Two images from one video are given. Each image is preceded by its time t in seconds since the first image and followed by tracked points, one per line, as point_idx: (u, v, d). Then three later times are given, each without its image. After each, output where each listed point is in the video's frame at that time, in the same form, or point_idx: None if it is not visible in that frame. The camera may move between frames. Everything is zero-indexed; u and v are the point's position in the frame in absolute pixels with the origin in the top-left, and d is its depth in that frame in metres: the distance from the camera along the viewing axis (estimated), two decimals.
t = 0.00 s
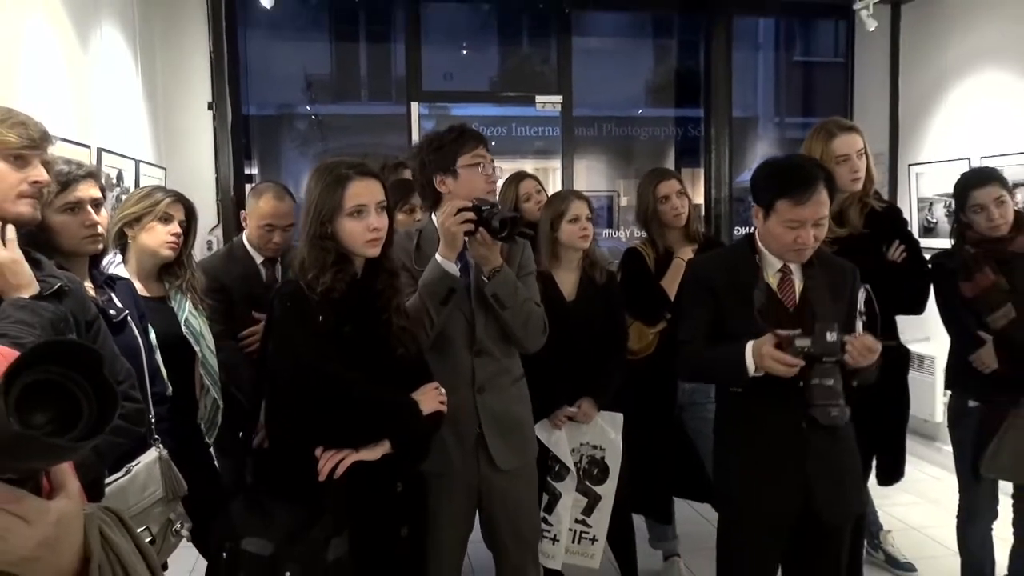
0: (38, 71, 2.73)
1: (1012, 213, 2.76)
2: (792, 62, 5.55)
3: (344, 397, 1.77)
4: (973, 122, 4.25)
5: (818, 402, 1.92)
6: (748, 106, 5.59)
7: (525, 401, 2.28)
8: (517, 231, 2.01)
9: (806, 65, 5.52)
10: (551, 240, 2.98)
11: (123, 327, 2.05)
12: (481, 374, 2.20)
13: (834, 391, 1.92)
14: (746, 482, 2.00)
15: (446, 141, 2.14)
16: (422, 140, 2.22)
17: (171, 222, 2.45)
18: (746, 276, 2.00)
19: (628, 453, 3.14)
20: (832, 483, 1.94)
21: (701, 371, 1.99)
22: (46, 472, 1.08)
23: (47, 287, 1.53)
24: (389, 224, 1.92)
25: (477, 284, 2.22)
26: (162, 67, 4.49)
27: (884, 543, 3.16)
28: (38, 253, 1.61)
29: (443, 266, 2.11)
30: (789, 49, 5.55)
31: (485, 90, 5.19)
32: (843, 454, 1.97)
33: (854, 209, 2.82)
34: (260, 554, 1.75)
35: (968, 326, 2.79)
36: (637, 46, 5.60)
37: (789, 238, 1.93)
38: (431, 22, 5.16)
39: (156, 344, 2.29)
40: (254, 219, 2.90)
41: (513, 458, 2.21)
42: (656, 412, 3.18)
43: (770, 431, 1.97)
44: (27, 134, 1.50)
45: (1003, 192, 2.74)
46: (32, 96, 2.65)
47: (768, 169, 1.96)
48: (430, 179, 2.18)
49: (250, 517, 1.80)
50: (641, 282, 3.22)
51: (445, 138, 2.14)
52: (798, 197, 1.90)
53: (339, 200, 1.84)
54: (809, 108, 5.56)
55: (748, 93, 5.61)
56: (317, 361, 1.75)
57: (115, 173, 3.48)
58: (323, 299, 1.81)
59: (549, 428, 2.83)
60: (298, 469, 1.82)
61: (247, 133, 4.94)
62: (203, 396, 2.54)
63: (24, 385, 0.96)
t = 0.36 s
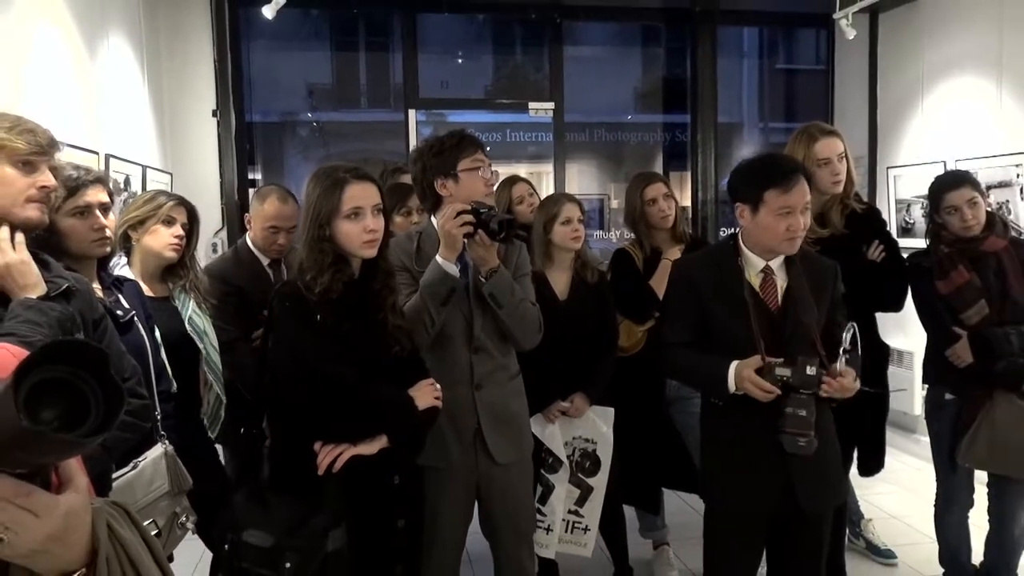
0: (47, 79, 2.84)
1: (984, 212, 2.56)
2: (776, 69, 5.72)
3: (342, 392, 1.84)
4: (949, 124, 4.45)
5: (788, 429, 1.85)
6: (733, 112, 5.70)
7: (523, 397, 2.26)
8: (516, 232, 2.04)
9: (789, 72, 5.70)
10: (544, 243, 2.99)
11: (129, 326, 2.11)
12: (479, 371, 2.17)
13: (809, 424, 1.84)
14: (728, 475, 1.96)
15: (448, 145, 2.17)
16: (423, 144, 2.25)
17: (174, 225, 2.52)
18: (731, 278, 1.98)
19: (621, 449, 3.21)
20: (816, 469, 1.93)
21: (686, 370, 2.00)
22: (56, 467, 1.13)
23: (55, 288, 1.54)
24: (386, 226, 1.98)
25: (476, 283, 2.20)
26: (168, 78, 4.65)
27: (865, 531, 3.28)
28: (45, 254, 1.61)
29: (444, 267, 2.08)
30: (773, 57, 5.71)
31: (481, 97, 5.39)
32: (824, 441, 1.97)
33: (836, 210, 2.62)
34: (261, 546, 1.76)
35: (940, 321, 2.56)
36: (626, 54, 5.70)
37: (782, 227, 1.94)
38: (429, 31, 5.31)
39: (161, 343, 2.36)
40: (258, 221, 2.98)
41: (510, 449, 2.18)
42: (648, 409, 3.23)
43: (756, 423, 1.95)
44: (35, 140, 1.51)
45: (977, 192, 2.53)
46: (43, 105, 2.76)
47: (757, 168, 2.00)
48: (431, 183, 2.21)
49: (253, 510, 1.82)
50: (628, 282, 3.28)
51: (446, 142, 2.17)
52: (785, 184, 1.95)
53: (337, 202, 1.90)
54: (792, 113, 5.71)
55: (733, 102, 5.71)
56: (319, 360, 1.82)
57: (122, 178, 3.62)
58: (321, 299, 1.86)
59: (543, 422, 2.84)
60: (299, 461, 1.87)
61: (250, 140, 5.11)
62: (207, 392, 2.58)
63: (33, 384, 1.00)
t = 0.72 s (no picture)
0: (36, 78, 2.83)
1: (974, 211, 2.57)
2: (769, 68, 5.73)
3: (334, 393, 1.83)
4: (938, 124, 4.48)
5: (775, 432, 1.86)
6: (726, 111, 5.71)
7: (516, 396, 2.27)
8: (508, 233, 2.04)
9: (781, 71, 5.72)
10: (536, 242, 2.99)
11: (120, 326, 2.10)
12: (473, 371, 2.17)
13: (797, 426, 1.85)
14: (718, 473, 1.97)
15: (440, 146, 2.17)
16: (415, 144, 2.24)
17: (164, 225, 2.51)
18: (725, 278, 1.99)
19: (614, 448, 3.22)
20: (807, 467, 1.95)
21: (676, 370, 2.00)
22: (46, 470, 1.12)
23: (44, 288, 1.55)
24: (376, 225, 1.98)
25: (469, 283, 2.20)
26: (160, 78, 4.63)
27: (857, 529, 3.30)
28: (34, 254, 1.62)
29: (437, 268, 2.08)
30: (765, 56, 5.72)
31: (473, 96, 5.40)
32: (815, 440, 1.98)
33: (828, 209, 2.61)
34: (253, 546, 1.77)
35: (932, 320, 2.58)
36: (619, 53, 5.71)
37: (773, 220, 1.95)
38: (421, 31, 5.30)
39: (153, 343, 2.35)
40: (247, 214, 2.95)
41: (503, 448, 2.18)
42: (641, 408, 3.24)
43: (746, 421, 1.95)
44: (24, 140, 1.51)
45: (966, 191, 2.54)
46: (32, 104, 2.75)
47: (747, 166, 2.02)
48: (423, 184, 2.20)
49: (244, 509, 1.83)
50: (621, 281, 3.28)
51: (438, 142, 2.17)
52: (773, 177, 1.97)
53: (327, 201, 1.90)
54: (784, 112, 5.74)
55: (726, 101, 5.72)
56: (309, 360, 1.82)
57: (114, 178, 3.60)
58: (311, 299, 1.86)
59: (536, 421, 2.85)
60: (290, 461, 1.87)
61: (243, 140, 5.09)
62: (200, 392, 2.57)
63: (21, 388, 1.00)
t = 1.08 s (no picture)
0: (22, 77, 2.81)
1: (958, 210, 2.59)
2: (758, 67, 5.76)
3: (322, 392, 1.83)
4: (926, 123, 4.50)
5: (763, 431, 1.87)
6: (715, 110, 5.74)
7: (506, 394, 2.27)
8: (498, 232, 2.04)
9: (770, 70, 5.75)
10: (526, 241, 3.00)
11: (107, 327, 2.09)
12: (463, 369, 2.17)
13: (785, 426, 1.86)
14: (708, 471, 1.98)
15: (427, 145, 2.17)
16: (402, 144, 2.24)
17: (151, 225, 2.50)
18: (714, 276, 2.00)
19: (604, 447, 3.23)
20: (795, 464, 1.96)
21: (665, 367, 2.01)
22: (32, 472, 1.12)
23: (30, 289, 1.54)
24: (364, 225, 1.98)
25: (458, 283, 2.20)
26: (147, 77, 4.61)
27: (846, 525, 3.32)
28: (20, 254, 1.61)
29: (427, 269, 2.07)
30: (755, 55, 5.74)
31: (464, 95, 5.39)
32: (802, 437, 2.00)
33: (817, 209, 2.61)
34: (241, 546, 1.76)
35: (916, 319, 2.56)
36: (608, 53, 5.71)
37: (758, 218, 1.96)
38: (410, 30, 5.30)
39: (140, 344, 2.34)
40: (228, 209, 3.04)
41: (493, 447, 2.18)
42: (631, 407, 3.24)
43: (736, 418, 1.97)
44: (9, 140, 1.50)
45: (951, 190, 2.56)
46: (18, 104, 2.73)
47: (734, 164, 2.03)
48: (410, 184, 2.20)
49: (232, 509, 1.83)
50: (611, 280, 3.28)
51: (424, 142, 2.18)
52: (758, 175, 1.98)
53: (314, 201, 1.90)
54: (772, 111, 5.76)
55: (715, 100, 5.75)
56: (298, 360, 1.82)
57: (100, 178, 3.58)
58: (299, 298, 1.86)
59: (525, 420, 2.85)
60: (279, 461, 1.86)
61: (231, 140, 5.07)
62: (189, 392, 2.62)
63: (7, 389, 1.00)
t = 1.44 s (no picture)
0: (4, 75, 2.79)
1: (940, 207, 2.62)
2: (744, 66, 5.79)
3: (306, 390, 1.83)
4: (911, 121, 4.53)
5: (738, 429, 1.87)
6: (702, 109, 5.80)
7: (492, 392, 2.27)
8: (486, 232, 2.05)
9: (756, 69, 5.78)
10: (512, 239, 3.00)
11: (90, 326, 2.07)
12: (452, 366, 2.17)
13: (759, 425, 1.86)
14: (688, 465, 1.99)
15: (411, 145, 2.17)
16: (388, 144, 2.24)
17: (135, 224, 2.48)
18: (699, 274, 2.02)
19: (590, 444, 3.23)
20: (776, 460, 1.95)
21: (650, 363, 2.02)
22: (12, 472, 1.11)
23: (14, 289, 1.53)
24: (349, 223, 1.98)
25: (446, 281, 2.21)
26: (131, 75, 4.57)
27: (830, 522, 3.34)
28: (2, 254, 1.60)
29: (416, 266, 2.06)
30: (741, 54, 5.77)
31: (451, 94, 5.39)
32: (786, 435, 1.98)
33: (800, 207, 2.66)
34: (226, 545, 1.72)
35: (900, 316, 2.61)
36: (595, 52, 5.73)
37: (739, 220, 1.96)
38: (397, 28, 5.29)
39: (124, 343, 2.33)
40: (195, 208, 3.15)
41: (480, 444, 2.19)
42: (617, 403, 3.25)
43: (717, 412, 1.97)
44: None
45: (933, 187, 2.59)
46: None
47: (716, 162, 2.02)
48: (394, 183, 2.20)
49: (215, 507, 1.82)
50: (598, 278, 3.28)
51: (409, 141, 2.18)
52: (741, 175, 1.96)
53: (299, 199, 1.89)
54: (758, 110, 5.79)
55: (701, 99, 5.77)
56: (282, 358, 1.82)
57: (84, 177, 3.56)
58: (284, 297, 1.86)
59: (512, 418, 2.85)
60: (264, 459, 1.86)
61: (217, 138, 5.04)
62: (173, 392, 2.59)
63: None
